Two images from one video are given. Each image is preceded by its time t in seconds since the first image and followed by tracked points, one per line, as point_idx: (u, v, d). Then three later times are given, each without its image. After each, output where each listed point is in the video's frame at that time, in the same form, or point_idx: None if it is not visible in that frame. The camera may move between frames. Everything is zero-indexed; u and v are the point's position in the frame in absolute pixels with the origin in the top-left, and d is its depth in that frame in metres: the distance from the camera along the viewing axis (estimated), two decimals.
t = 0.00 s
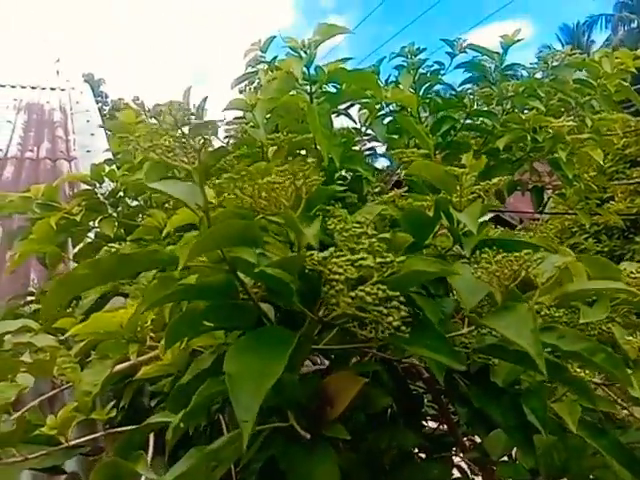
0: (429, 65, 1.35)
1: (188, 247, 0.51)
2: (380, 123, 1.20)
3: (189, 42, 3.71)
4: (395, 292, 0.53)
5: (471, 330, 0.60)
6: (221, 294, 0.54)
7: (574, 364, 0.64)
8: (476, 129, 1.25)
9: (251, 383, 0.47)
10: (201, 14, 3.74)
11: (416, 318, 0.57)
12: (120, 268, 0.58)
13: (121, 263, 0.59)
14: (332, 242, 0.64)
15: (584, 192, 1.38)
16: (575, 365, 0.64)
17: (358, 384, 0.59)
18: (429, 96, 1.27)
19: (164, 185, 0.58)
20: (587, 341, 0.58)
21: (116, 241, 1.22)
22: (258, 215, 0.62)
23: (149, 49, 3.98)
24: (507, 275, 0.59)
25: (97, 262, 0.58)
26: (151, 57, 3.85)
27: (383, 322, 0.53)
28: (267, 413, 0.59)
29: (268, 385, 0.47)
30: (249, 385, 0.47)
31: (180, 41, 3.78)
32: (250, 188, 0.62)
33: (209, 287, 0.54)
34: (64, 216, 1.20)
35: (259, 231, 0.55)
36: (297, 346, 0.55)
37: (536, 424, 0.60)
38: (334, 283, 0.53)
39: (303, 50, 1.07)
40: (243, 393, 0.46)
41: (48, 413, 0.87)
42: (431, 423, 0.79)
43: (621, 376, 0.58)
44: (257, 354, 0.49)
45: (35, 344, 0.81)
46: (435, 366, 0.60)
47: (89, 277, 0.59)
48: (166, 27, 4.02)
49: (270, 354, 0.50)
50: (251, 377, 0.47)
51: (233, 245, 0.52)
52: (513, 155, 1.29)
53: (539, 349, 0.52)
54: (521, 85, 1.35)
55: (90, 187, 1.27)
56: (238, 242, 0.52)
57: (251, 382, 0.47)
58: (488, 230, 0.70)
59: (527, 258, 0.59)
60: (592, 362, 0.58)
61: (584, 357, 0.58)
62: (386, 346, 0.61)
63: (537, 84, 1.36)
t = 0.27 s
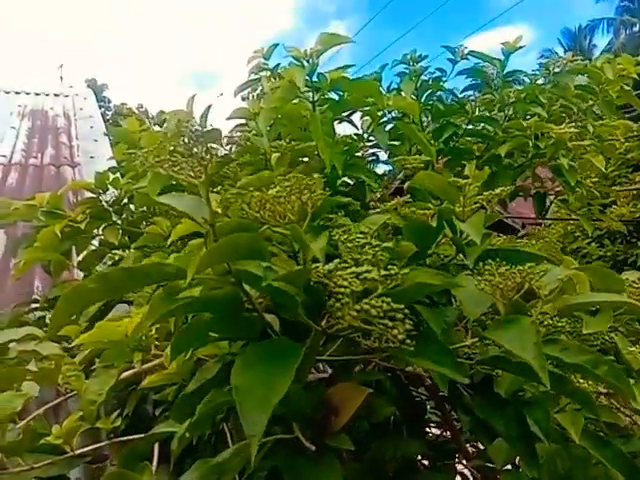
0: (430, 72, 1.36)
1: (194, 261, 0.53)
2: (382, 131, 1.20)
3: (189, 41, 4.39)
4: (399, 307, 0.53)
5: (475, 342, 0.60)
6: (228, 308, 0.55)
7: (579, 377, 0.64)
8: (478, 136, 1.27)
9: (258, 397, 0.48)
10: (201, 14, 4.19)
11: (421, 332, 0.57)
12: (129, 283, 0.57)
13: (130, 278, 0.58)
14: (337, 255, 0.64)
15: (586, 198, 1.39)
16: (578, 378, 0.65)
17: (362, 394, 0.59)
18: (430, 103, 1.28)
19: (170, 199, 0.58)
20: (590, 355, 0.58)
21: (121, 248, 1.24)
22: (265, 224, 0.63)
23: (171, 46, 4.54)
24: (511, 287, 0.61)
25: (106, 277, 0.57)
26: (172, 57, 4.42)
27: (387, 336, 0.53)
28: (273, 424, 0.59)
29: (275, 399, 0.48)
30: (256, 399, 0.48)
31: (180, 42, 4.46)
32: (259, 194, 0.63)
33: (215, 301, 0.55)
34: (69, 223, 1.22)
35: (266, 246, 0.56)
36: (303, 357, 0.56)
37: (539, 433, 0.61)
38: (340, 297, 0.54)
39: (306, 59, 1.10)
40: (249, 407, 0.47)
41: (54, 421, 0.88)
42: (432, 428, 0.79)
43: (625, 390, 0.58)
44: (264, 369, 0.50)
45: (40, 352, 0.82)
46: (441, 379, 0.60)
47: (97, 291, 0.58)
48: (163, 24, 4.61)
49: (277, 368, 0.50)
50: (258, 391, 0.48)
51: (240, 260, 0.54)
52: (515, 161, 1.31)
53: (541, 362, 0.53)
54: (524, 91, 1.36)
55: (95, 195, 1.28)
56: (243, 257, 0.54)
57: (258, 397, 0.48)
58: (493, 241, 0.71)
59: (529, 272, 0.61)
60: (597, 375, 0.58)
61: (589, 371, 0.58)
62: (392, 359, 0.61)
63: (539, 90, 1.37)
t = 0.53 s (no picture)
0: (429, 79, 1.37)
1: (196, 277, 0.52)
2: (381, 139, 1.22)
3: (189, 44, 4.44)
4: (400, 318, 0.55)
5: (475, 353, 0.60)
6: (229, 318, 0.56)
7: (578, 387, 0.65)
8: (477, 142, 1.28)
9: (260, 410, 0.48)
10: (201, 14, 4.32)
11: (421, 343, 0.59)
12: (131, 291, 0.60)
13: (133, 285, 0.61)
14: (340, 265, 0.63)
15: (584, 204, 1.40)
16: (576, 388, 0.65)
17: (362, 404, 0.61)
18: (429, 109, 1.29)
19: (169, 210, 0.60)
20: (587, 366, 0.59)
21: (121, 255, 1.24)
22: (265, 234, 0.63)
23: (171, 51, 4.62)
24: (513, 296, 0.62)
25: (108, 286, 0.59)
26: (172, 60, 4.51)
27: (389, 348, 0.55)
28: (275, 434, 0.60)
29: (277, 413, 0.48)
30: (258, 412, 0.48)
31: (180, 43, 4.56)
32: (259, 207, 0.64)
33: (217, 311, 0.55)
34: (69, 230, 1.22)
35: (268, 258, 0.55)
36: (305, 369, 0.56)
37: (538, 443, 0.62)
38: (339, 309, 0.55)
39: (306, 67, 1.11)
40: (251, 421, 0.47)
41: (53, 428, 0.88)
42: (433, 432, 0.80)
43: (623, 400, 0.59)
44: (265, 382, 0.51)
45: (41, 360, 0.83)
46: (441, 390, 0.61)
47: (101, 300, 0.60)
48: (167, 27, 4.81)
49: (279, 381, 0.51)
50: (260, 404, 0.48)
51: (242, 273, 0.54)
52: (513, 169, 1.32)
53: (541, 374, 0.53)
54: (523, 98, 1.38)
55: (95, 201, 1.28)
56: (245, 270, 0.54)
57: (260, 410, 0.48)
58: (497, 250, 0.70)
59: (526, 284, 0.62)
60: (594, 386, 0.59)
61: (586, 382, 0.59)
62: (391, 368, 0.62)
63: (537, 98, 1.38)
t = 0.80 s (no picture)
0: (429, 87, 1.38)
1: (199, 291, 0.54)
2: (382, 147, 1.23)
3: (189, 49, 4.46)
4: (402, 333, 0.56)
5: (477, 366, 0.61)
6: (233, 333, 0.57)
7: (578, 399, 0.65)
8: (477, 148, 1.30)
9: (265, 425, 0.49)
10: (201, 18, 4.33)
11: (422, 356, 0.60)
12: (136, 307, 0.61)
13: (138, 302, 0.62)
14: (343, 277, 0.63)
15: (584, 211, 1.40)
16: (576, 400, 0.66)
17: (364, 417, 0.61)
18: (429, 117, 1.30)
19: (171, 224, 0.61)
20: (588, 380, 0.60)
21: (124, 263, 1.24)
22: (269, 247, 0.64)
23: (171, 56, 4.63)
24: (510, 312, 0.63)
25: (114, 302, 0.61)
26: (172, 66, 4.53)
27: (392, 364, 0.55)
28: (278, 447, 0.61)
29: (282, 428, 0.49)
30: (263, 428, 0.49)
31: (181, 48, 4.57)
32: (263, 222, 0.64)
33: (220, 325, 0.56)
34: (71, 238, 1.23)
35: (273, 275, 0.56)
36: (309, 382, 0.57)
37: (540, 456, 0.62)
38: (344, 325, 0.56)
39: (307, 77, 1.13)
40: (256, 436, 0.49)
41: (56, 438, 0.88)
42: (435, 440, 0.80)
43: (623, 413, 0.59)
44: (271, 397, 0.52)
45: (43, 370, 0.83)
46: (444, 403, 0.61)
47: (106, 316, 0.61)
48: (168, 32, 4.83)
49: (285, 397, 0.52)
50: (265, 420, 0.50)
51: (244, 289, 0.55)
52: (513, 176, 1.32)
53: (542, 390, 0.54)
54: (522, 106, 1.37)
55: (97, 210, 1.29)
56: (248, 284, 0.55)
57: (265, 425, 0.49)
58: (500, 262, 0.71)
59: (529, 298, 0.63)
60: (595, 399, 0.59)
61: (587, 395, 0.59)
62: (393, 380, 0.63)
63: (537, 105, 1.39)
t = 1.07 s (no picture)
0: (430, 96, 1.40)
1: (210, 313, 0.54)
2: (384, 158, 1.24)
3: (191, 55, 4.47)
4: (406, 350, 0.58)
5: (480, 382, 0.62)
6: (238, 350, 0.58)
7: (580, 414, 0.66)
8: (478, 156, 1.31)
9: (271, 445, 0.50)
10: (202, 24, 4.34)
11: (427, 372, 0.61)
12: (143, 325, 0.61)
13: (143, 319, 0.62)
14: (346, 291, 0.66)
15: (585, 221, 1.41)
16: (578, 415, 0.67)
17: (368, 432, 0.62)
18: (430, 127, 1.30)
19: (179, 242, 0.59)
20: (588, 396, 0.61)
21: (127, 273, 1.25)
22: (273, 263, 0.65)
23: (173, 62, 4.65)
24: (511, 329, 0.64)
25: (121, 321, 0.62)
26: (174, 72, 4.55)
27: (396, 380, 0.57)
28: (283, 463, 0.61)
29: (288, 448, 0.50)
30: (269, 447, 0.50)
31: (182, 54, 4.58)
32: (269, 238, 0.66)
33: (225, 342, 0.57)
34: (75, 248, 1.24)
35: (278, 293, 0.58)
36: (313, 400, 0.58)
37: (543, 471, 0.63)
38: (348, 343, 0.57)
39: (310, 89, 1.13)
40: (263, 455, 0.49)
41: (60, 450, 0.89)
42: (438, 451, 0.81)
43: (623, 429, 0.61)
44: (277, 416, 0.52)
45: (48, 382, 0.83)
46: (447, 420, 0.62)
47: (113, 334, 0.62)
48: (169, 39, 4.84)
49: (291, 416, 0.53)
50: (272, 439, 0.50)
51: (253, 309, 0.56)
52: (514, 185, 1.33)
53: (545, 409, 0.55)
54: (523, 115, 1.38)
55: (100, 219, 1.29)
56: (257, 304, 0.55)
57: (271, 444, 0.50)
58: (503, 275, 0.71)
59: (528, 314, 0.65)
60: (597, 416, 0.60)
61: (589, 413, 0.60)
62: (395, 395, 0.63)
63: (538, 115, 1.40)
